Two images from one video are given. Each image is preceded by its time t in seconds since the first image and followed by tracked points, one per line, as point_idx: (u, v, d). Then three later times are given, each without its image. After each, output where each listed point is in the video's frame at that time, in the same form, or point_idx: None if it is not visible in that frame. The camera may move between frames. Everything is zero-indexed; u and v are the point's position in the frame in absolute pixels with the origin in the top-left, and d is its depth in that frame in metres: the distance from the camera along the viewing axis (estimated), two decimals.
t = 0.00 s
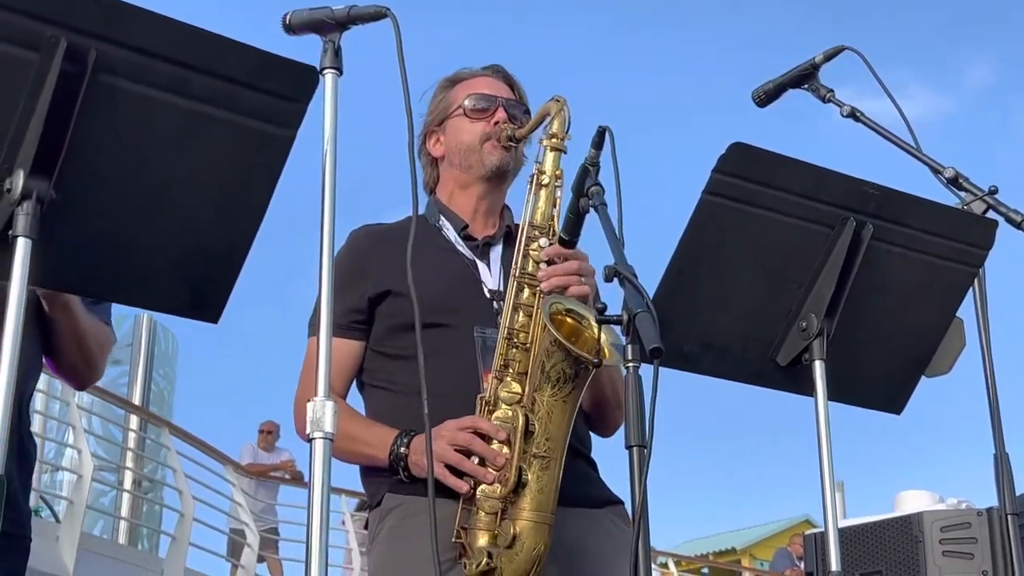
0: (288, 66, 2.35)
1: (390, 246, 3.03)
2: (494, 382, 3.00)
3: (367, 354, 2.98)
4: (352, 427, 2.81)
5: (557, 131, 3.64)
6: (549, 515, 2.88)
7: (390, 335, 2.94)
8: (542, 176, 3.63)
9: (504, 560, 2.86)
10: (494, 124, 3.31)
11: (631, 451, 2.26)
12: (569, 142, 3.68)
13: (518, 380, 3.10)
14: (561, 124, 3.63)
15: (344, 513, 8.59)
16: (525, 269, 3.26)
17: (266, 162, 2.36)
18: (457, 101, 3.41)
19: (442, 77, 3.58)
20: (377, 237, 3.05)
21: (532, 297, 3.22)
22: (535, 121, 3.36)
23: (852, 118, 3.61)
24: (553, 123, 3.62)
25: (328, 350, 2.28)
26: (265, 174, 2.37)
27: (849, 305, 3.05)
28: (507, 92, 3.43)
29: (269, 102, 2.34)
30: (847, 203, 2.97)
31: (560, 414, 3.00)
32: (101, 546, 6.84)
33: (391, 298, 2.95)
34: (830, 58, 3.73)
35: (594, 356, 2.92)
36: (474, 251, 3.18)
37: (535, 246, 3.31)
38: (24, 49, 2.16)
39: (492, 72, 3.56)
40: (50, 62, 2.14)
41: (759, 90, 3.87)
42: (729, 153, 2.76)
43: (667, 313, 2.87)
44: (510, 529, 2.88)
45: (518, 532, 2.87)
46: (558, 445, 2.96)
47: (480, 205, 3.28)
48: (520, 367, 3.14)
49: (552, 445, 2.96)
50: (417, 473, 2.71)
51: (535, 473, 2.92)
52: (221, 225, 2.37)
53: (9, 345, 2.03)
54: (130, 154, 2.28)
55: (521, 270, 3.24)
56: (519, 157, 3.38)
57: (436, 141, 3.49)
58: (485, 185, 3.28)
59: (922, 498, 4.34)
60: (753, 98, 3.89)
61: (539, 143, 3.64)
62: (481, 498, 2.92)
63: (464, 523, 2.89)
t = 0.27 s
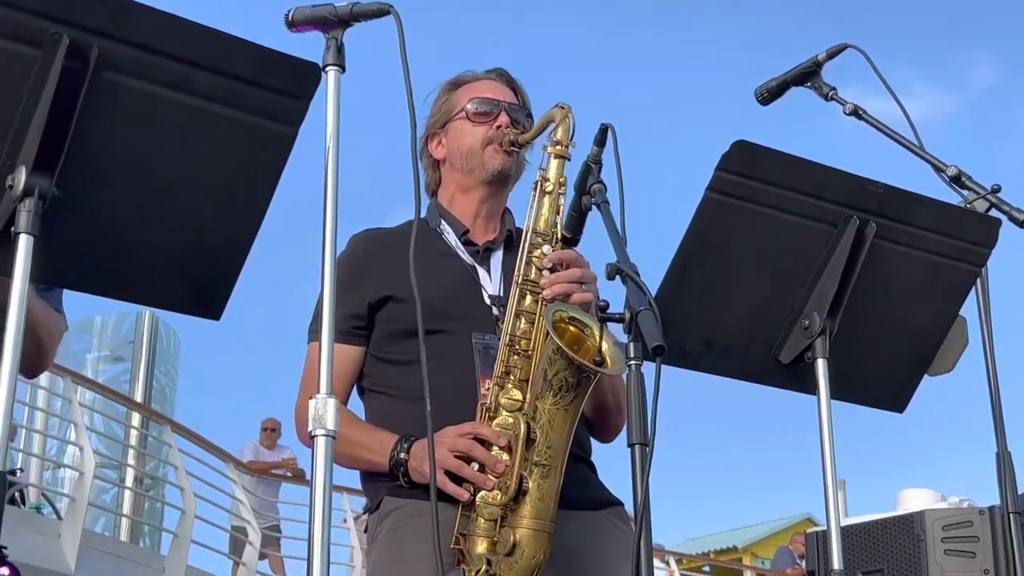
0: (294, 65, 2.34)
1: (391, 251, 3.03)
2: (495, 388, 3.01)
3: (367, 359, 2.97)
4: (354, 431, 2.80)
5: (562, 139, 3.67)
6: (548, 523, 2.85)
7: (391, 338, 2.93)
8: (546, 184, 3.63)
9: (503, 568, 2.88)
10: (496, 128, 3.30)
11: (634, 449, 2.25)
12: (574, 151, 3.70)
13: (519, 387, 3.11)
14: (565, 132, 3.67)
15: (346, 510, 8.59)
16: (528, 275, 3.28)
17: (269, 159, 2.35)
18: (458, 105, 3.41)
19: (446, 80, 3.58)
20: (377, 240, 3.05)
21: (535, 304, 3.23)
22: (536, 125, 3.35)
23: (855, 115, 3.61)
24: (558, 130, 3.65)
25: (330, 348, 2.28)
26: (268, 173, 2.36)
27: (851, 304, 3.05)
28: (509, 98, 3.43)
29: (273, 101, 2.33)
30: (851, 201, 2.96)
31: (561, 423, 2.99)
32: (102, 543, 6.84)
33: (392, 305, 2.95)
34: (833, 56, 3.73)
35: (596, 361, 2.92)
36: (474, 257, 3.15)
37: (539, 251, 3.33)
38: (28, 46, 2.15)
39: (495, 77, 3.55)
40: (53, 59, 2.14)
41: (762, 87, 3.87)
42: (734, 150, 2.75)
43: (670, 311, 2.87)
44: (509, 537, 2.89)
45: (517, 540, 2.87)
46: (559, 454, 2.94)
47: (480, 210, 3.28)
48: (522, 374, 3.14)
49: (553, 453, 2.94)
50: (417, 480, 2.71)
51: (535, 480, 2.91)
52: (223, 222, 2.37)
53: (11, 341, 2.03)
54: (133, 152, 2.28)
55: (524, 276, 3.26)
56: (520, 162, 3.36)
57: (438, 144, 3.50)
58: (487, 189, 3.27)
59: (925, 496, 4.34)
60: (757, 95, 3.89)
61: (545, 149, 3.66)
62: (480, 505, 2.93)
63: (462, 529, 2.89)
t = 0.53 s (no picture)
0: (295, 61, 2.32)
1: (394, 241, 3.03)
2: (496, 378, 3.02)
3: (370, 349, 2.97)
4: (356, 421, 2.80)
5: (561, 132, 3.65)
6: (550, 511, 2.86)
7: (393, 330, 2.93)
8: (546, 176, 3.62)
9: (506, 556, 2.84)
10: (495, 125, 3.30)
11: (635, 447, 2.25)
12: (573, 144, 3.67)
13: (520, 377, 3.10)
14: (563, 125, 3.64)
15: (347, 508, 8.59)
16: (529, 266, 3.26)
17: (270, 157, 2.35)
18: (458, 102, 3.41)
19: (445, 77, 3.58)
20: (377, 231, 3.06)
21: (535, 295, 3.22)
22: (535, 122, 3.35)
23: (857, 114, 3.61)
24: (557, 123, 3.63)
25: (332, 344, 2.28)
26: (270, 170, 2.36)
27: (853, 303, 3.05)
28: (509, 94, 3.42)
29: (276, 97, 2.32)
30: (852, 200, 2.96)
31: (561, 411, 2.97)
32: (103, 541, 6.84)
33: (394, 296, 2.94)
34: (835, 54, 3.72)
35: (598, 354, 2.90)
36: (480, 246, 3.17)
37: (539, 244, 3.31)
38: (30, 42, 2.15)
39: (494, 74, 3.55)
40: (55, 56, 2.13)
41: (764, 86, 3.86)
42: (735, 148, 2.75)
43: (671, 309, 2.87)
44: (511, 525, 2.86)
45: (519, 527, 2.85)
46: (560, 442, 2.94)
47: (483, 201, 3.28)
48: (524, 363, 3.12)
49: (555, 441, 2.93)
50: (420, 470, 2.70)
51: (537, 467, 2.91)
52: (225, 219, 2.37)
53: (12, 339, 2.02)
54: (135, 148, 2.27)
55: (524, 267, 3.24)
56: (519, 162, 3.36)
57: (438, 140, 3.48)
58: (487, 187, 3.27)
59: (926, 495, 4.32)
60: (759, 94, 3.89)
61: (543, 143, 3.64)
62: (482, 494, 2.90)
63: (466, 519, 2.87)
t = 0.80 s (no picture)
0: (295, 59, 2.32)
1: (396, 236, 3.03)
2: (496, 382, 3.00)
3: (372, 342, 2.97)
4: (355, 413, 2.80)
5: (564, 136, 3.65)
6: (546, 518, 2.86)
7: (394, 325, 2.94)
8: (548, 181, 3.62)
9: (502, 561, 2.85)
10: (500, 126, 3.29)
11: (634, 445, 2.26)
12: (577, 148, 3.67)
13: (519, 382, 3.09)
14: (568, 128, 3.65)
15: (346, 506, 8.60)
16: (530, 271, 3.28)
17: (269, 153, 2.35)
18: (463, 102, 3.40)
19: (449, 76, 3.57)
20: (384, 221, 3.06)
21: (536, 300, 3.25)
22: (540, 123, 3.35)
23: (856, 112, 3.61)
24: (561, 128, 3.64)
25: (331, 342, 2.28)
26: (269, 168, 2.36)
27: (852, 302, 3.05)
28: (514, 95, 3.42)
29: (275, 95, 2.33)
30: (851, 198, 2.96)
31: (559, 418, 3.00)
32: (102, 538, 6.84)
33: (396, 289, 2.94)
34: (835, 53, 3.73)
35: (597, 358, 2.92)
36: (485, 241, 3.18)
37: (540, 249, 3.31)
38: (30, 39, 2.15)
39: (499, 73, 3.55)
40: (55, 52, 2.13)
41: (763, 84, 3.87)
42: (735, 146, 2.75)
43: (670, 307, 2.87)
44: (507, 531, 2.88)
45: (515, 533, 2.87)
46: (557, 450, 2.95)
47: (488, 195, 3.28)
48: (523, 369, 3.13)
49: (551, 449, 2.95)
50: (418, 470, 2.71)
51: (535, 474, 2.92)
52: (225, 215, 2.37)
53: (12, 335, 2.03)
54: (136, 144, 2.27)
55: (526, 272, 3.26)
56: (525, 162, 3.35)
57: (441, 139, 3.50)
58: (490, 187, 3.27)
59: (925, 494, 4.32)
60: (758, 93, 3.89)
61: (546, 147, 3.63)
62: (479, 499, 2.93)
63: (462, 522, 2.89)
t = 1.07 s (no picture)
0: (293, 57, 2.33)
1: (395, 236, 3.02)
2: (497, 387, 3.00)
3: (371, 343, 2.97)
4: (354, 419, 2.81)
5: (573, 141, 3.61)
6: (545, 526, 2.88)
7: (393, 323, 2.93)
8: (555, 186, 3.62)
9: (499, 568, 2.89)
10: (507, 122, 3.29)
11: (632, 443, 2.26)
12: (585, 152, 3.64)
13: (521, 388, 3.09)
14: (576, 133, 3.61)
15: (344, 503, 8.60)
16: (535, 276, 3.29)
17: (266, 150, 2.35)
18: (470, 95, 3.39)
19: (457, 68, 3.56)
20: (385, 221, 3.06)
21: (539, 306, 3.29)
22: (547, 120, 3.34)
23: (856, 111, 3.61)
24: (570, 131, 3.59)
25: (329, 340, 2.28)
26: (267, 166, 2.36)
27: (850, 301, 3.05)
28: (522, 90, 3.40)
29: (274, 92, 2.33)
30: (849, 196, 2.96)
31: (562, 427, 2.98)
32: (100, 535, 6.83)
33: (395, 288, 2.94)
34: (834, 51, 3.72)
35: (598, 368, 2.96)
36: (485, 244, 3.16)
37: (546, 254, 3.28)
38: (28, 35, 2.15)
39: (508, 67, 3.54)
40: (53, 49, 2.13)
41: (762, 82, 3.87)
42: (733, 144, 2.75)
43: (668, 305, 2.87)
44: (505, 538, 2.90)
45: (514, 541, 2.89)
46: (557, 458, 2.94)
47: (491, 197, 3.28)
48: (524, 374, 3.13)
49: (551, 457, 2.94)
50: (416, 476, 2.71)
51: (534, 482, 2.92)
52: (223, 213, 2.37)
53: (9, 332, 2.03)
54: (134, 142, 2.27)
55: (530, 277, 3.28)
56: (530, 157, 3.36)
57: (448, 133, 3.47)
58: (494, 185, 3.27)
59: (922, 492, 4.33)
60: (757, 91, 3.89)
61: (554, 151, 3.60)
62: (478, 504, 2.93)
63: (460, 527, 2.90)
